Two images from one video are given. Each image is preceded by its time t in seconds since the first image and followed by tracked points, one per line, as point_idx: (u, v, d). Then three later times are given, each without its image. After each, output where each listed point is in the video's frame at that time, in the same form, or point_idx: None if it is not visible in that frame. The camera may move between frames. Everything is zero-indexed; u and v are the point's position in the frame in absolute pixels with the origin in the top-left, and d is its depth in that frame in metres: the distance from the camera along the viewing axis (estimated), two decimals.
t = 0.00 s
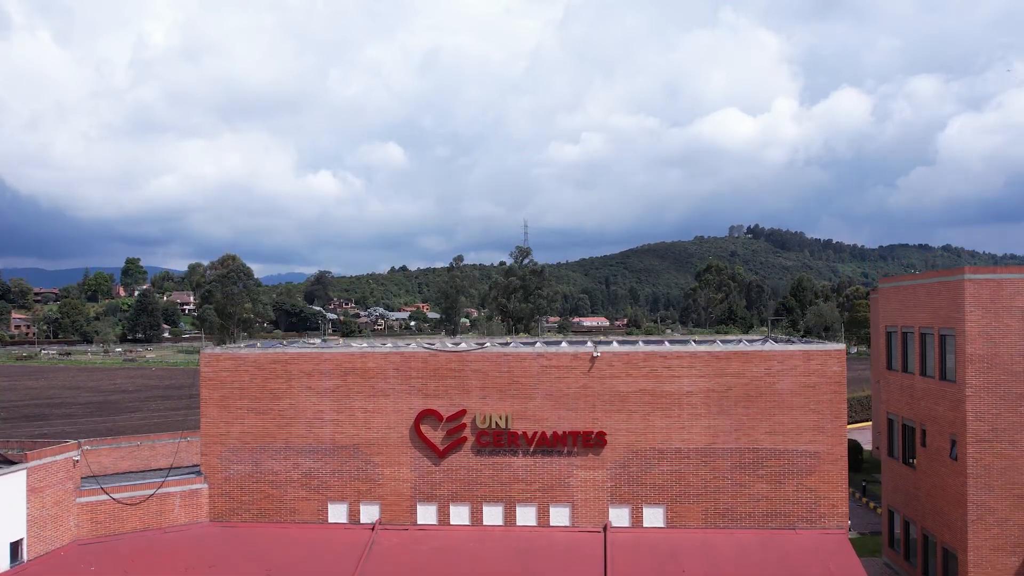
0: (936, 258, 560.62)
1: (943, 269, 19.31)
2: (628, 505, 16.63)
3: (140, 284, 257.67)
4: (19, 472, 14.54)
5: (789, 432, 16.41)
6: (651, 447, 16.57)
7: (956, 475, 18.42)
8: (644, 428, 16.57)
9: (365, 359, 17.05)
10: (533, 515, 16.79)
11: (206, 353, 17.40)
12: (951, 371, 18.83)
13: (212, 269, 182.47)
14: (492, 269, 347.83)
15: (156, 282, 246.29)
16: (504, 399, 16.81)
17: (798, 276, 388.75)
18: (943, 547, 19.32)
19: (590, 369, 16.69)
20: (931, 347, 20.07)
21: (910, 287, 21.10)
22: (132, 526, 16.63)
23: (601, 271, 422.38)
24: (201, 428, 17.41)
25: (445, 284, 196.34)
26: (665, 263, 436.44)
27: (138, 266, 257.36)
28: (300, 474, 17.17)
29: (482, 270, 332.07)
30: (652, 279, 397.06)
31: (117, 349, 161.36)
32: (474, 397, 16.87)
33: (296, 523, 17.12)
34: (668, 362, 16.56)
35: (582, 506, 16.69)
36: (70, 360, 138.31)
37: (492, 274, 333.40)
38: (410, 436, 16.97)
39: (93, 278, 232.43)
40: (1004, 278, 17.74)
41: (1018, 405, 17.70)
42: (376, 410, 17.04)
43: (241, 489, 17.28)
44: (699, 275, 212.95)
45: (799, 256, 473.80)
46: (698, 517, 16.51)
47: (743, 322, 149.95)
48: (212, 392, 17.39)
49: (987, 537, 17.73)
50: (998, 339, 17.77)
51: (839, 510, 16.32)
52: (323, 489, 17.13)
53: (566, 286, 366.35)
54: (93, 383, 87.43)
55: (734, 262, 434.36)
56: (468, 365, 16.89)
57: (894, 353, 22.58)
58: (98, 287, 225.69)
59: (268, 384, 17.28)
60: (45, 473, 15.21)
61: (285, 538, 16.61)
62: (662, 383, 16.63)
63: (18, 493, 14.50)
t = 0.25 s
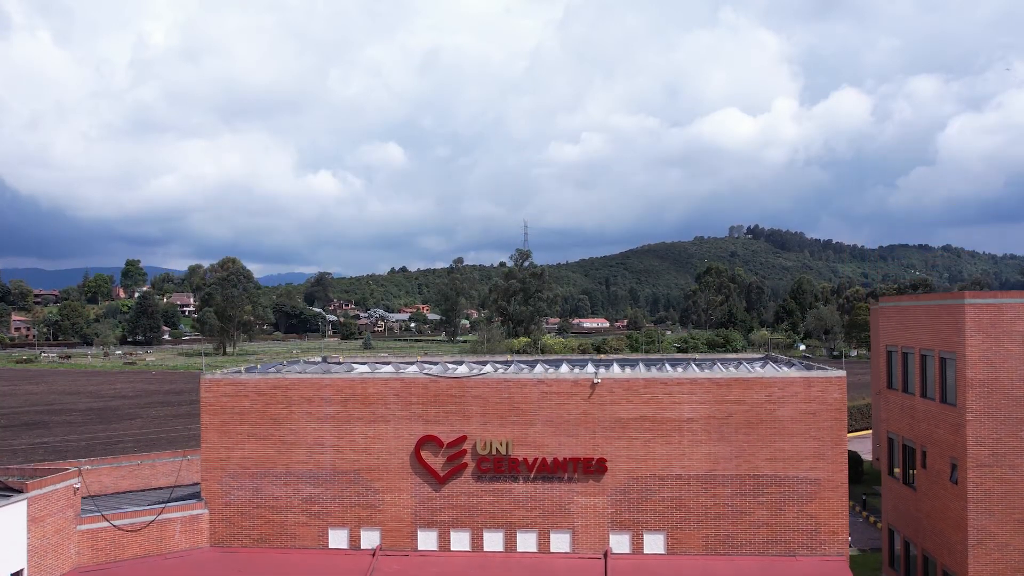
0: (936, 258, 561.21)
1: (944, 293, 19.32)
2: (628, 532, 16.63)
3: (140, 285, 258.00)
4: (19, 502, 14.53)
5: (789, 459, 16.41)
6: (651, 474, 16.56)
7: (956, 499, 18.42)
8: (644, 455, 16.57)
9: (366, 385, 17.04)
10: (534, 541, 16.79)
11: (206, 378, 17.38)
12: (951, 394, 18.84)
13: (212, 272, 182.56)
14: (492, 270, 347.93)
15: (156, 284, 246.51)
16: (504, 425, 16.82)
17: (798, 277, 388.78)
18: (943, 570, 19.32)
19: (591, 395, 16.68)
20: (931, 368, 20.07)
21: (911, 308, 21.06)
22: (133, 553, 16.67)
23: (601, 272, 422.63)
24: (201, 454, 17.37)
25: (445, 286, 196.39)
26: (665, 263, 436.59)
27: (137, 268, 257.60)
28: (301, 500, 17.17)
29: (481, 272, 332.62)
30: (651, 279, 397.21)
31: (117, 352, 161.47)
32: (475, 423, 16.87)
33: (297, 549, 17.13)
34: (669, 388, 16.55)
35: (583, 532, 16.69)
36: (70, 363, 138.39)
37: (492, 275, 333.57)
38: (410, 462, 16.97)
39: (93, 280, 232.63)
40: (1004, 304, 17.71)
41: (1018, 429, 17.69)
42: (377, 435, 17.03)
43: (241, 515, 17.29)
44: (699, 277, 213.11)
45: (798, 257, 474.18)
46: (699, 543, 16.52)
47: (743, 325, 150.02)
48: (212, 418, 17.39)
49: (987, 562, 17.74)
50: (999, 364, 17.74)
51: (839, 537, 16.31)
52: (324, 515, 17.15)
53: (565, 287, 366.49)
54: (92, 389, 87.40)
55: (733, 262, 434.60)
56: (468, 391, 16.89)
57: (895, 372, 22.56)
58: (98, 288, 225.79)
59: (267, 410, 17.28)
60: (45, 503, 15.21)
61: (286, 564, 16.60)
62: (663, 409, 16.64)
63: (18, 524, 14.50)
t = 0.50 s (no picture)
0: (935, 259, 561.74)
1: (945, 317, 19.32)
2: (629, 559, 16.62)
3: (140, 287, 258.14)
4: (20, 534, 14.53)
5: (789, 488, 16.39)
6: (652, 502, 16.56)
7: (957, 524, 18.42)
8: (644, 483, 16.57)
9: (366, 412, 17.06)
10: (534, 569, 16.78)
11: (206, 405, 17.39)
12: (952, 419, 18.83)
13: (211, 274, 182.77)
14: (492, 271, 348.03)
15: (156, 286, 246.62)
16: (504, 453, 16.82)
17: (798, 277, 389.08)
18: None
19: (592, 423, 16.68)
20: (932, 392, 20.07)
21: (912, 330, 21.09)
22: None
23: (601, 273, 422.90)
24: (201, 481, 17.37)
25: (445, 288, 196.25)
26: (664, 264, 436.82)
27: (137, 269, 257.92)
28: (301, 526, 17.18)
29: (482, 273, 332.80)
30: (651, 280, 397.53)
31: (118, 354, 161.66)
32: (475, 451, 16.88)
33: None
34: (669, 417, 16.55)
35: (583, 559, 16.69)
36: (70, 365, 138.49)
37: (492, 276, 333.95)
38: (410, 489, 16.97)
39: (92, 281, 232.93)
40: (1005, 329, 17.72)
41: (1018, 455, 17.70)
42: (377, 463, 17.04)
43: (241, 541, 17.28)
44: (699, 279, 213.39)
45: (798, 257, 474.67)
46: (699, 571, 16.51)
47: (743, 328, 150.13)
48: (212, 445, 17.40)
49: None
50: (999, 390, 17.74)
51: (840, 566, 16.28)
52: (324, 542, 17.12)
53: (565, 289, 366.72)
54: (92, 394, 87.46)
55: (733, 263, 434.96)
56: (468, 418, 16.90)
57: (895, 393, 22.56)
58: (98, 290, 225.80)
59: (268, 437, 17.29)
60: (45, 533, 15.21)
61: None
62: (663, 437, 16.64)
63: (18, 555, 14.49)
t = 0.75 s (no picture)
0: (935, 259, 562.14)
1: (944, 343, 19.33)
2: None
3: (140, 288, 258.45)
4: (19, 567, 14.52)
5: (789, 517, 16.39)
6: (651, 532, 16.56)
7: (956, 550, 18.43)
8: (644, 513, 16.58)
9: (365, 441, 17.07)
10: None
11: (206, 433, 17.40)
12: (952, 445, 18.84)
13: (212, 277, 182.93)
14: (492, 272, 348.10)
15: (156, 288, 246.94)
16: (504, 481, 16.83)
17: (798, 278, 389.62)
18: None
19: (591, 452, 16.68)
20: (931, 416, 20.07)
21: (912, 354, 21.09)
22: None
23: (601, 274, 423.15)
24: (201, 508, 17.37)
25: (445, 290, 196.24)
26: (664, 265, 436.97)
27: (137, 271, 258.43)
28: (301, 555, 17.15)
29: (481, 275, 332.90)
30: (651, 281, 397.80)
31: (117, 357, 161.81)
32: (474, 480, 16.88)
33: None
34: (669, 447, 16.55)
35: None
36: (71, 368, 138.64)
37: (491, 278, 334.26)
38: (410, 518, 16.99)
39: (92, 283, 233.17)
40: (1004, 357, 17.74)
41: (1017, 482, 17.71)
42: (377, 492, 17.04)
43: (242, 570, 17.29)
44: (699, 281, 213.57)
45: (798, 258, 475.27)
46: None
47: (743, 331, 150.27)
48: (211, 473, 17.40)
49: None
50: (999, 417, 17.76)
51: None
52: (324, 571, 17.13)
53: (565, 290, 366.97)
54: (92, 400, 87.65)
55: (733, 264, 435.22)
56: (468, 447, 16.91)
57: (895, 415, 22.55)
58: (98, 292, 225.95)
59: (267, 465, 17.29)
60: (45, 564, 15.22)
61: None
62: (662, 467, 16.64)
63: None
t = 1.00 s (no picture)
0: (935, 260, 562.47)
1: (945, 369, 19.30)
2: None
3: (140, 291, 258.60)
4: None
5: (789, 548, 16.38)
6: (651, 562, 16.55)
7: None
8: (644, 543, 16.56)
9: (365, 471, 17.07)
10: None
11: (206, 462, 17.40)
12: (953, 472, 18.82)
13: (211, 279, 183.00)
14: (492, 274, 348.31)
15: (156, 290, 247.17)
16: (504, 511, 16.82)
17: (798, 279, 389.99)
18: None
19: (591, 483, 16.68)
20: (931, 442, 20.05)
21: (912, 378, 21.08)
22: None
23: (601, 275, 423.35)
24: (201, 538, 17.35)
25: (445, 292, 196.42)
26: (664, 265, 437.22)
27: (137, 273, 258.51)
28: None
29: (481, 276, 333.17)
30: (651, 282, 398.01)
31: (118, 360, 161.89)
32: (474, 509, 16.88)
33: None
34: (669, 477, 16.54)
35: None
36: (71, 372, 138.75)
37: (492, 279, 334.65)
38: (410, 548, 16.98)
39: (92, 285, 233.24)
40: (1005, 386, 17.71)
41: (1018, 511, 17.68)
42: (376, 522, 17.04)
43: None
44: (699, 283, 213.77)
45: (798, 258, 475.56)
46: None
47: (743, 335, 150.41)
48: (211, 502, 17.39)
49: None
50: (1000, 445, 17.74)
51: None
52: None
53: (565, 291, 367.23)
54: (92, 405, 87.70)
55: (733, 265, 435.42)
56: (468, 477, 16.91)
57: (895, 437, 22.54)
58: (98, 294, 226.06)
59: (267, 494, 17.30)
60: None
61: None
62: (662, 497, 16.63)
63: None
